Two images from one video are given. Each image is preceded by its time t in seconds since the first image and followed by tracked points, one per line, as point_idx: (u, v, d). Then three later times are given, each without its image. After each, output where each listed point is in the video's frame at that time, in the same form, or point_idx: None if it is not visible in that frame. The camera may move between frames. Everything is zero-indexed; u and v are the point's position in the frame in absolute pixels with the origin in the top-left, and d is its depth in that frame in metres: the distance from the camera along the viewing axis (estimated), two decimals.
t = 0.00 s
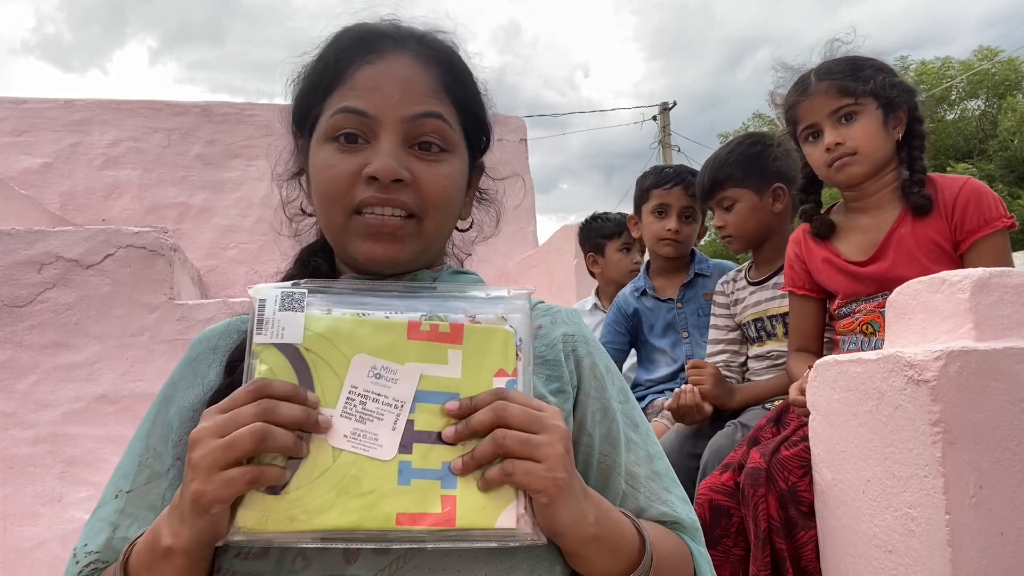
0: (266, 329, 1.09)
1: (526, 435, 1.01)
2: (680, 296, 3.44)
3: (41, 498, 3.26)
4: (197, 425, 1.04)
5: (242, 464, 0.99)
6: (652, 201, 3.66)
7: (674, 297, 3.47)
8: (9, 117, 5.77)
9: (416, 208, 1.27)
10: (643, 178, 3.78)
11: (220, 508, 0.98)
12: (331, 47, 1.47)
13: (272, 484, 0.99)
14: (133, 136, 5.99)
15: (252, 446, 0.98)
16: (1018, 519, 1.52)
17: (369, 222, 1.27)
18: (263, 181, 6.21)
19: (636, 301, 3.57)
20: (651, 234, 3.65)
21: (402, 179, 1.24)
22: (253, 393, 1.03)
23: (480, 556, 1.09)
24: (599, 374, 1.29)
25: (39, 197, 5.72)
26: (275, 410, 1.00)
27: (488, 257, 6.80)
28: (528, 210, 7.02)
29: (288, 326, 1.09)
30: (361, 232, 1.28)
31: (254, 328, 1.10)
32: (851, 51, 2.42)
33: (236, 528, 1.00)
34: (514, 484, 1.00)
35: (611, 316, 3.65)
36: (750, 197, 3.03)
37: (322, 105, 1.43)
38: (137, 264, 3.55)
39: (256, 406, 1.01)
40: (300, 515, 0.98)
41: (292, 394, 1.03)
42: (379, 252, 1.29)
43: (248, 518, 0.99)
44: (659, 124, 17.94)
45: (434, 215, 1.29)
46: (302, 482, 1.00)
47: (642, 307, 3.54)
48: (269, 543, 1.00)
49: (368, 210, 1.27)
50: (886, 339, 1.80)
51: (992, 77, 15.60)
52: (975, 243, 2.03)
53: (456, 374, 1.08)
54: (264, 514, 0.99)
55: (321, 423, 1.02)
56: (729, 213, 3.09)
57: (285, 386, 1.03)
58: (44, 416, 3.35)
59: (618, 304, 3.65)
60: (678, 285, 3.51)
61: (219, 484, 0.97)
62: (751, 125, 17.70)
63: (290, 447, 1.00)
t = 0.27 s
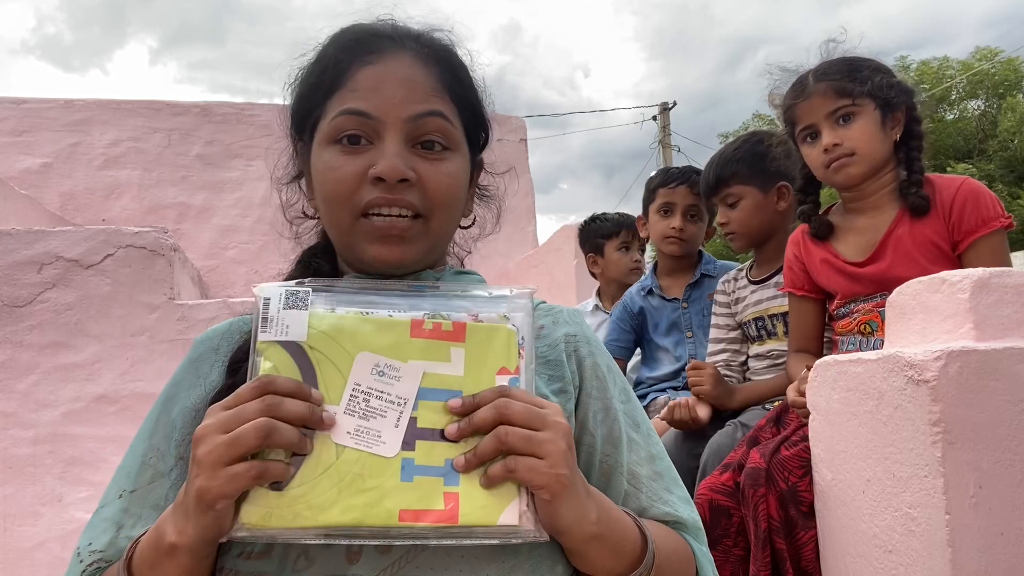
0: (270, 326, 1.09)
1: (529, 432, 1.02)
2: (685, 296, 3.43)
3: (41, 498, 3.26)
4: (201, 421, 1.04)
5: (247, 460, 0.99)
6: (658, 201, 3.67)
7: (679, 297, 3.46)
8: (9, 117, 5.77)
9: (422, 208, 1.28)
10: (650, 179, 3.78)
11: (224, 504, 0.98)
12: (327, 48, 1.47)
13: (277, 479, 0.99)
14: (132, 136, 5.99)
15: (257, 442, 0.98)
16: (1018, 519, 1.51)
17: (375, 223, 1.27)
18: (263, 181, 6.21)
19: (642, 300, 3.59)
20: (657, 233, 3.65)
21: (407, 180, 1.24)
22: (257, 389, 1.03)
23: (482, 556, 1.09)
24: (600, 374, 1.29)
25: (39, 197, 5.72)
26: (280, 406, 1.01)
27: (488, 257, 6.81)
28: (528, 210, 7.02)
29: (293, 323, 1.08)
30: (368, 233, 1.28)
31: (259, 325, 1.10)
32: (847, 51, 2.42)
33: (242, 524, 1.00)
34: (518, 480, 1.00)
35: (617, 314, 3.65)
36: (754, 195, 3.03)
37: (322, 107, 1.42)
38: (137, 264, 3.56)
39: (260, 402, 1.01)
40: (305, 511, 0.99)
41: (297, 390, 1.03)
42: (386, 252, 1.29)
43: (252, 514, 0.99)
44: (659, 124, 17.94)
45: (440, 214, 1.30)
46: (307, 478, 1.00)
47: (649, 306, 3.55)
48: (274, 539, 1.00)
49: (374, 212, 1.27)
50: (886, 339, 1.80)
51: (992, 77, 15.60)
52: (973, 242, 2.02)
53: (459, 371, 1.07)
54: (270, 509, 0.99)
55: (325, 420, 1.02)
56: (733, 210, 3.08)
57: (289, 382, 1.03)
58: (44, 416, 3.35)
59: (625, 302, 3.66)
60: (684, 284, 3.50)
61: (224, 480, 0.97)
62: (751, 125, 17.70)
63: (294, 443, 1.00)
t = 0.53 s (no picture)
0: (278, 320, 1.10)
1: (531, 422, 1.01)
2: (693, 298, 3.44)
3: (41, 498, 3.26)
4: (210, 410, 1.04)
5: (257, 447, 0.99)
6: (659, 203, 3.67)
7: (687, 298, 3.47)
8: (9, 117, 5.77)
9: (411, 200, 1.27)
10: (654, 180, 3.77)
11: (233, 491, 0.98)
12: (312, 54, 1.48)
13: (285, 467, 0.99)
14: (132, 136, 5.99)
15: (267, 429, 0.98)
16: (1018, 519, 1.52)
17: (366, 221, 1.27)
18: (263, 181, 6.21)
19: (648, 300, 3.60)
20: (662, 236, 3.66)
21: (393, 173, 1.24)
22: (266, 377, 1.03)
23: (485, 557, 1.09)
24: (603, 375, 1.29)
25: (39, 197, 5.72)
26: (290, 395, 1.01)
27: (488, 257, 6.81)
28: (527, 210, 7.02)
29: (300, 317, 1.10)
30: (361, 232, 1.28)
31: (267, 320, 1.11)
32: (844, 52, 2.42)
33: (247, 512, 0.99)
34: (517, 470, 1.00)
35: (622, 313, 3.66)
36: (759, 192, 3.04)
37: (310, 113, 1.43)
38: (138, 264, 3.56)
39: (270, 391, 1.01)
40: (309, 501, 0.98)
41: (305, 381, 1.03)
42: (381, 250, 1.29)
43: (259, 502, 0.99)
44: (659, 124, 17.93)
45: (431, 206, 1.28)
46: (314, 466, 1.00)
47: (655, 306, 3.56)
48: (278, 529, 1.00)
49: (365, 209, 1.27)
50: (886, 339, 1.80)
51: (992, 77, 15.60)
52: (972, 242, 2.02)
53: (462, 366, 1.08)
54: (277, 498, 0.99)
55: (332, 410, 1.02)
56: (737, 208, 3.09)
57: (297, 373, 1.03)
58: (44, 416, 3.35)
59: (630, 302, 3.67)
60: (692, 286, 3.51)
61: (233, 467, 0.97)
62: (751, 126, 17.71)
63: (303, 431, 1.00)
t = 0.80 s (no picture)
0: (272, 331, 1.08)
1: (533, 440, 1.01)
2: (695, 300, 3.43)
3: (41, 498, 3.26)
4: (205, 430, 1.04)
5: (251, 470, 1.00)
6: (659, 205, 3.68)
7: (689, 300, 3.47)
8: (9, 117, 5.77)
9: (405, 204, 1.26)
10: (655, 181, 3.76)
11: (229, 514, 0.99)
12: (295, 64, 1.48)
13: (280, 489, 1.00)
14: (133, 136, 5.99)
15: (259, 454, 0.98)
16: (1018, 519, 1.52)
17: (363, 228, 1.27)
18: (263, 181, 6.21)
19: (651, 299, 3.59)
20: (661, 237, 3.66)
21: (384, 179, 1.24)
22: (259, 398, 1.03)
23: (486, 560, 1.09)
24: (606, 378, 1.28)
25: (39, 197, 5.72)
26: (283, 416, 1.01)
27: (488, 257, 6.81)
28: (527, 210, 7.02)
29: (294, 329, 1.08)
30: (359, 240, 1.29)
31: (260, 331, 1.09)
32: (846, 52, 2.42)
33: (247, 532, 1.00)
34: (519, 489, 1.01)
35: (624, 312, 3.66)
36: (761, 190, 3.04)
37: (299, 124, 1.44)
38: (137, 264, 3.56)
39: (263, 413, 1.01)
40: (310, 517, 1.00)
41: (299, 400, 1.03)
42: (381, 256, 1.29)
43: (257, 523, 1.00)
44: (659, 124, 17.92)
45: (426, 207, 1.28)
46: (310, 486, 1.01)
47: (657, 306, 3.55)
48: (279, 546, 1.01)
49: (360, 217, 1.27)
50: (886, 339, 1.80)
51: (992, 77, 15.61)
52: (972, 242, 2.02)
53: (462, 376, 1.07)
54: (275, 518, 1.00)
55: (328, 427, 1.02)
56: (738, 202, 3.09)
57: (292, 391, 1.03)
58: (44, 416, 3.35)
59: (632, 301, 3.66)
60: (694, 287, 3.51)
61: (226, 491, 0.98)
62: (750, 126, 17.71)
63: (297, 453, 1.00)
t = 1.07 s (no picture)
0: (271, 328, 1.09)
1: (532, 437, 1.01)
2: (690, 299, 3.42)
3: (41, 498, 3.26)
4: (205, 426, 1.05)
5: (250, 466, 1.00)
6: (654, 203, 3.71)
7: (685, 299, 3.46)
8: (9, 117, 5.76)
9: (402, 204, 1.26)
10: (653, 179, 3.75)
11: (227, 510, 1.00)
12: (289, 64, 1.48)
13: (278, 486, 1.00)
14: (133, 136, 5.99)
15: (258, 449, 0.98)
16: (1018, 519, 1.51)
17: (360, 229, 1.27)
18: (263, 181, 6.21)
19: (648, 299, 3.59)
20: (658, 235, 3.67)
21: (380, 180, 1.24)
22: (258, 394, 1.03)
23: (486, 561, 1.09)
24: (607, 379, 1.28)
25: (39, 197, 5.72)
26: (282, 411, 1.01)
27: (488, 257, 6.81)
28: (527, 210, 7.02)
29: (294, 326, 1.08)
30: (356, 241, 1.29)
31: (260, 328, 1.09)
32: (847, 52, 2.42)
33: (244, 528, 1.00)
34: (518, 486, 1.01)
35: (621, 311, 3.66)
36: (762, 187, 3.05)
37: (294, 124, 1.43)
38: (138, 264, 3.56)
39: (262, 408, 1.01)
40: (309, 514, 1.00)
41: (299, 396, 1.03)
42: (378, 257, 1.29)
43: (255, 520, 1.00)
44: (659, 124, 17.92)
45: (423, 207, 1.28)
46: (309, 483, 1.01)
47: (654, 306, 3.55)
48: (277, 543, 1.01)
49: (357, 217, 1.27)
50: (886, 339, 1.80)
51: (992, 77, 15.62)
52: (972, 242, 2.02)
53: (462, 374, 1.07)
54: (272, 514, 0.99)
55: (328, 423, 1.02)
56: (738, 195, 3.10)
57: (292, 387, 1.03)
58: (44, 416, 3.35)
59: (630, 300, 3.67)
60: (690, 286, 3.49)
61: (224, 487, 0.98)
62: (750, 126, 17.71)
63: (296, 449, 1.00)
